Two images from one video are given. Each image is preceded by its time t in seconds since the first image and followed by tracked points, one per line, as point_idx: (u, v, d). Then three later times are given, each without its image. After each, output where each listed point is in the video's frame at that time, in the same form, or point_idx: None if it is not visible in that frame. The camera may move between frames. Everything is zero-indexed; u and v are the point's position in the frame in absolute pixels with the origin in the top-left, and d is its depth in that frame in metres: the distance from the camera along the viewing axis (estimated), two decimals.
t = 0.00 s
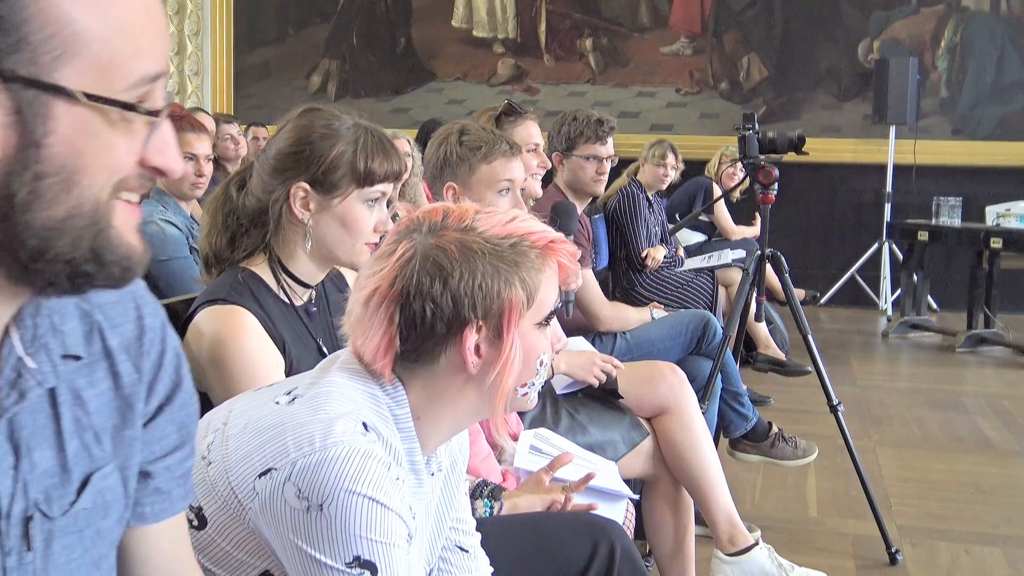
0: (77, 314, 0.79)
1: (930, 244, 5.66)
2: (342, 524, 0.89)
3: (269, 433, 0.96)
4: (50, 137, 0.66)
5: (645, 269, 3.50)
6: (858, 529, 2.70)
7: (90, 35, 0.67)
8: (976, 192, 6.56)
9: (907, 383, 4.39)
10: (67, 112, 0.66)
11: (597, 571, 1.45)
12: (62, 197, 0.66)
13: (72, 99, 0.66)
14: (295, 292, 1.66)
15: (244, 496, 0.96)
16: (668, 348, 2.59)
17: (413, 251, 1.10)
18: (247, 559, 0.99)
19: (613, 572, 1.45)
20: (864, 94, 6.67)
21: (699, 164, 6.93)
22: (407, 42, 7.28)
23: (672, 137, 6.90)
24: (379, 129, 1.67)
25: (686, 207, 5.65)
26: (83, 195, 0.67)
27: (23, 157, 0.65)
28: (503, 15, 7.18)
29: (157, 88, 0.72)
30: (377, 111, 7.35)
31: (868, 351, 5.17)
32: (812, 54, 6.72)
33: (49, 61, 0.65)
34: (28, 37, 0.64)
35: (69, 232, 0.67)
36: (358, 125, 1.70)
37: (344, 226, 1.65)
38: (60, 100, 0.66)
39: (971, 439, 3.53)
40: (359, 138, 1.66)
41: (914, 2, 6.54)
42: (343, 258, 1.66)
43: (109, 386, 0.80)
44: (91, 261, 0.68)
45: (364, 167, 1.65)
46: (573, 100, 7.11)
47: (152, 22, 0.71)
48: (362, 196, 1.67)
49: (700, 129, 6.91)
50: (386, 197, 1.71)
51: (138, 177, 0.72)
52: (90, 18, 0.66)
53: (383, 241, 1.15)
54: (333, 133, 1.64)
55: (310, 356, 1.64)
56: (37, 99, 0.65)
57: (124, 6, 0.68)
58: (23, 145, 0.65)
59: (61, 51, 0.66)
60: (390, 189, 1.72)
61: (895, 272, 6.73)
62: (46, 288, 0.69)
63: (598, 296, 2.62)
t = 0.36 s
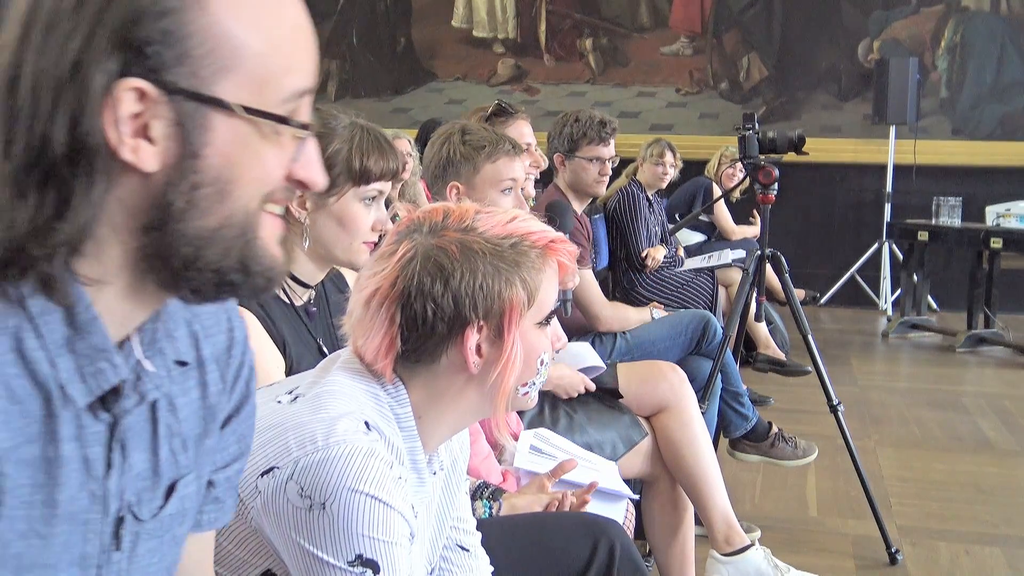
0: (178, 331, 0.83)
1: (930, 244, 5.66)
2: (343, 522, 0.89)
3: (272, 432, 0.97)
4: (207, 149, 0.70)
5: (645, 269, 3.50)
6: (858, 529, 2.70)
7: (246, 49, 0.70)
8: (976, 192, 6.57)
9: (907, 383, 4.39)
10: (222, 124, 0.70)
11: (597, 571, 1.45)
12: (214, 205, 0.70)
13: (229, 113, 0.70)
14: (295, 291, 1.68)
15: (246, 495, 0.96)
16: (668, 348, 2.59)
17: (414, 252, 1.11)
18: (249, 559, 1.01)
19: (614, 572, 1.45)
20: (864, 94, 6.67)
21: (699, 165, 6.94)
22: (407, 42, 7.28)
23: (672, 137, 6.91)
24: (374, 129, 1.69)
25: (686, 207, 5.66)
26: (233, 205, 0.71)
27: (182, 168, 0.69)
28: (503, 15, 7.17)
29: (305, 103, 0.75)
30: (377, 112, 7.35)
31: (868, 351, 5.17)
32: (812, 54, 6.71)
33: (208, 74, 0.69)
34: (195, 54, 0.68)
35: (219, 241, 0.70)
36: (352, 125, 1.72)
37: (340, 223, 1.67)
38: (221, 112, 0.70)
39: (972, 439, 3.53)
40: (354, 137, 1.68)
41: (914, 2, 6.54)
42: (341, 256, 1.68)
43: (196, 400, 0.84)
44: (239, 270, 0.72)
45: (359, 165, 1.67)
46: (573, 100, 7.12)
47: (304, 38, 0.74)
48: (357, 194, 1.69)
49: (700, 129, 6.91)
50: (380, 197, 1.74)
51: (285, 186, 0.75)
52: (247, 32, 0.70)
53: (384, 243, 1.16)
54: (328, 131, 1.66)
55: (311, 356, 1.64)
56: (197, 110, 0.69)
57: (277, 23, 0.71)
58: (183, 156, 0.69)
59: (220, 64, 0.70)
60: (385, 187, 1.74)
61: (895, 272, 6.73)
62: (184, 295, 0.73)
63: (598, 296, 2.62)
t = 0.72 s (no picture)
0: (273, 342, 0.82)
1: (931, 244, 5.66)
2: (347, 521, 0.91)
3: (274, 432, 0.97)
4: (370, 165, 0.73)
5: (645, 269, 3.50)
6: (858, 529, 2.70)
7: (410, 68, 0.74)
8: (976, 192, 6.57)
9: (908, 383, 4.39)
10: (377, 138, 0.73)
11: (597, 571, 1.46)
12: (367, 218, 0.72)
13: (394, 130, 0.73)
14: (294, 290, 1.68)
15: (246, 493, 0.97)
16: (667, 347, 2.59)
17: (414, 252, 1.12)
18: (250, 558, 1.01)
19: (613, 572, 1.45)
20: (864, 94, 6.67)
21: (698, 165, 6.94)
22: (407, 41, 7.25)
23: (671, 137, 6.92)
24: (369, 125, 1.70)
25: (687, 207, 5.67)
26: (391, 221, 0.73)
27: (343, 184, 0.71)
28: (503, 14, 7.09)
29: (457, 123, 0.78)
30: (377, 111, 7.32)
31: (868, 351, 5.16)
32: (812, 54, 6.72)
33: (372, 96, 0.72)
34: (360, 74, 0.72)
35: (374, 254, 0.73)
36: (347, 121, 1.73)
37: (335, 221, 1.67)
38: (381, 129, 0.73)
39: (972, 439, 3.53)
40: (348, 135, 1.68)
41: (913, 2, 6.54)
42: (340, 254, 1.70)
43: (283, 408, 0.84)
44: (386, 280, 0.74)
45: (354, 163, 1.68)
46: (573, 100, 7.11)
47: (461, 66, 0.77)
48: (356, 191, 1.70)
49: (700, 129, 6.91)
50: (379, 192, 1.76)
51: (433, 199, 0.77)
52: (412, 49, 0.73)
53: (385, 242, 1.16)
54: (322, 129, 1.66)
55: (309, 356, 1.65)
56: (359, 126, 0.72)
57: (438, 46, 0.74)
58: (345, 171, 0.72)
59: (386, 84, 0.73)
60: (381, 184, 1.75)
61: (895, 272, 6.73)
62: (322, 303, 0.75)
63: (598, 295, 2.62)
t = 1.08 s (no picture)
0: (67, 330, 0.61)
1: (931, 244, 5.66)
2: (346, 522, 0.91)
3: (272, 432, 0.98)
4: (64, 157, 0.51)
5: (645, 269, 3.50)
6: (858, 529, 2.70)
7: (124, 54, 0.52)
8: (976, 192, 6.57)
9: (907, 383, 4.39)
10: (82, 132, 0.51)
11: (597, 571, 1.45)
12: (75, 220, 0.51)
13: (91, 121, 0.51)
14: (295, 290, 1.68)
15: (245, 494, 0.97)
16: (667, 348, 2.59)
17: (412, 251, 1.10)
18: (249, 560, 1.00)
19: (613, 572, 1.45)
20: (864, 94, 6.67)
21: (698, 165, 6.94)
22: (407, 41, 7.27)
23: (671, 137, 6.92)
24: (369, 124, 1.70)
25: (687, 207, 5.66)
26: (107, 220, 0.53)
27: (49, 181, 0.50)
28: (503, 14, 7.17)
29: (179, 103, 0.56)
30: (377, 111, 7.34)
31: (868, 351, 5.16)
32: (812, 54, 6.72)
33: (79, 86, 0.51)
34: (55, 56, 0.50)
35: (93, 248, 0.52)
36: (350, 120, 1.73)
37: (340, 220, 1.68)
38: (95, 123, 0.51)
39: (972, 439, 3.53)
40: (350, 132, 1.69)
41: (914, 2, 6.54)
42: (342, 254, 1.69)
43: (88, 409, 0.62)
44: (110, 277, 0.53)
45: (357, 161, 1.68)
46: (573, 100, 7.11)
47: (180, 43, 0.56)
48: (356, 190, 1.70)
49: (700, 129, 6.92)
50: (382, 191, 1.75)
51: (166, 198, 0.55)
52: (113, 42, 0.51)
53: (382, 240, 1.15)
54: (325, 128, 1.67)
55: (311, 357, 1.66)
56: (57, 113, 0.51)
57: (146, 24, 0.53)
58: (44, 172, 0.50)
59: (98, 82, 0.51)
60: (384, 183, 1.75)
61: (895, 272, 6.73)
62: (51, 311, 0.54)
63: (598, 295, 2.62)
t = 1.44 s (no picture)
0: None
1: (931, 244, 5.66)
2: (345, 520, 0.92)
3: (271, 431, 0.98)
4: None
5: (645, 269, 3.50)
6: (858, 529, 2.70)
7: None
8: (976, 192, 6.57)
9: (907, 383, 4.39)
10: None
11: (597, 571, 1.45)
12: None
13: None
14: (293, 291, 1.69)
15: (245, 493, 0.97)
16: (668, 348, 2.58)
17: (412, 251, 1.10)
18: (250, 558, 1.00)
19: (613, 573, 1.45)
20: (864, 94, 6.67)
21: (698, 165, 6.94)
22: (407, 41, 7.28)
23: (671, 137, 6.91)
24: (368, 123, 1.70)
25: (687, 207, 5.66)
26: None
27: None
28: (503, 14, 7.18)
29: None
30: (377, 111, 7.35)
31: (868, 351, 5.16)
32: (812, 54, 6.72)
33: None
34: None
35: None
36: (348, 119, 1.72)
37: (339, 219, 1.67)
38: None
39: (972, 439, 3.53)
40: (348, 132, 1.69)
41: (914, 2, 6.54)
42: (342, 254, 1.69)
43: None
44: None
45: (357, 161, 1.68)
46: (573, 100, 7.12)
47: None
48: (355, 189, 1.69)
49: (700, 129, 6.92)
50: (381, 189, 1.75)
51: None
52: None
53: (382, 241, 1.15)
54: (323, 128, 1.67)
55: (310, 357, 1.66)
56: None
57: None
58: None
59: None
60: (382, 181, 1.74)
61: (895, 272, 6.73)
62: None
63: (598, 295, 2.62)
